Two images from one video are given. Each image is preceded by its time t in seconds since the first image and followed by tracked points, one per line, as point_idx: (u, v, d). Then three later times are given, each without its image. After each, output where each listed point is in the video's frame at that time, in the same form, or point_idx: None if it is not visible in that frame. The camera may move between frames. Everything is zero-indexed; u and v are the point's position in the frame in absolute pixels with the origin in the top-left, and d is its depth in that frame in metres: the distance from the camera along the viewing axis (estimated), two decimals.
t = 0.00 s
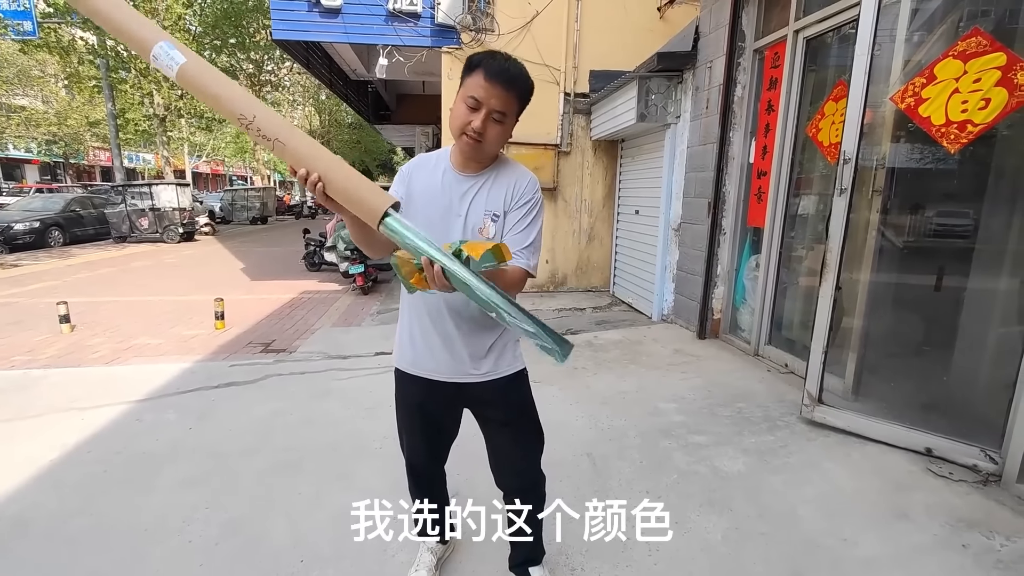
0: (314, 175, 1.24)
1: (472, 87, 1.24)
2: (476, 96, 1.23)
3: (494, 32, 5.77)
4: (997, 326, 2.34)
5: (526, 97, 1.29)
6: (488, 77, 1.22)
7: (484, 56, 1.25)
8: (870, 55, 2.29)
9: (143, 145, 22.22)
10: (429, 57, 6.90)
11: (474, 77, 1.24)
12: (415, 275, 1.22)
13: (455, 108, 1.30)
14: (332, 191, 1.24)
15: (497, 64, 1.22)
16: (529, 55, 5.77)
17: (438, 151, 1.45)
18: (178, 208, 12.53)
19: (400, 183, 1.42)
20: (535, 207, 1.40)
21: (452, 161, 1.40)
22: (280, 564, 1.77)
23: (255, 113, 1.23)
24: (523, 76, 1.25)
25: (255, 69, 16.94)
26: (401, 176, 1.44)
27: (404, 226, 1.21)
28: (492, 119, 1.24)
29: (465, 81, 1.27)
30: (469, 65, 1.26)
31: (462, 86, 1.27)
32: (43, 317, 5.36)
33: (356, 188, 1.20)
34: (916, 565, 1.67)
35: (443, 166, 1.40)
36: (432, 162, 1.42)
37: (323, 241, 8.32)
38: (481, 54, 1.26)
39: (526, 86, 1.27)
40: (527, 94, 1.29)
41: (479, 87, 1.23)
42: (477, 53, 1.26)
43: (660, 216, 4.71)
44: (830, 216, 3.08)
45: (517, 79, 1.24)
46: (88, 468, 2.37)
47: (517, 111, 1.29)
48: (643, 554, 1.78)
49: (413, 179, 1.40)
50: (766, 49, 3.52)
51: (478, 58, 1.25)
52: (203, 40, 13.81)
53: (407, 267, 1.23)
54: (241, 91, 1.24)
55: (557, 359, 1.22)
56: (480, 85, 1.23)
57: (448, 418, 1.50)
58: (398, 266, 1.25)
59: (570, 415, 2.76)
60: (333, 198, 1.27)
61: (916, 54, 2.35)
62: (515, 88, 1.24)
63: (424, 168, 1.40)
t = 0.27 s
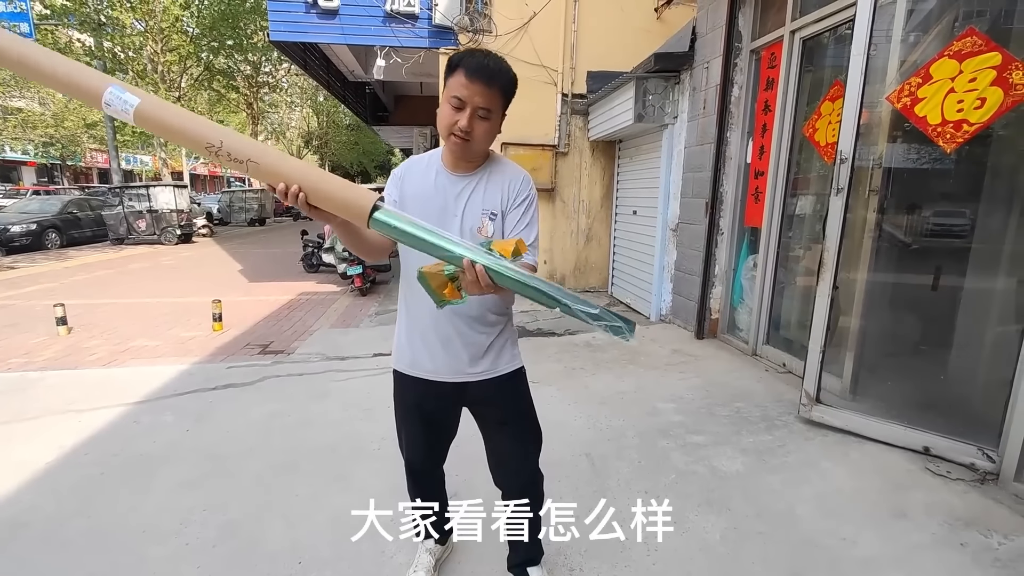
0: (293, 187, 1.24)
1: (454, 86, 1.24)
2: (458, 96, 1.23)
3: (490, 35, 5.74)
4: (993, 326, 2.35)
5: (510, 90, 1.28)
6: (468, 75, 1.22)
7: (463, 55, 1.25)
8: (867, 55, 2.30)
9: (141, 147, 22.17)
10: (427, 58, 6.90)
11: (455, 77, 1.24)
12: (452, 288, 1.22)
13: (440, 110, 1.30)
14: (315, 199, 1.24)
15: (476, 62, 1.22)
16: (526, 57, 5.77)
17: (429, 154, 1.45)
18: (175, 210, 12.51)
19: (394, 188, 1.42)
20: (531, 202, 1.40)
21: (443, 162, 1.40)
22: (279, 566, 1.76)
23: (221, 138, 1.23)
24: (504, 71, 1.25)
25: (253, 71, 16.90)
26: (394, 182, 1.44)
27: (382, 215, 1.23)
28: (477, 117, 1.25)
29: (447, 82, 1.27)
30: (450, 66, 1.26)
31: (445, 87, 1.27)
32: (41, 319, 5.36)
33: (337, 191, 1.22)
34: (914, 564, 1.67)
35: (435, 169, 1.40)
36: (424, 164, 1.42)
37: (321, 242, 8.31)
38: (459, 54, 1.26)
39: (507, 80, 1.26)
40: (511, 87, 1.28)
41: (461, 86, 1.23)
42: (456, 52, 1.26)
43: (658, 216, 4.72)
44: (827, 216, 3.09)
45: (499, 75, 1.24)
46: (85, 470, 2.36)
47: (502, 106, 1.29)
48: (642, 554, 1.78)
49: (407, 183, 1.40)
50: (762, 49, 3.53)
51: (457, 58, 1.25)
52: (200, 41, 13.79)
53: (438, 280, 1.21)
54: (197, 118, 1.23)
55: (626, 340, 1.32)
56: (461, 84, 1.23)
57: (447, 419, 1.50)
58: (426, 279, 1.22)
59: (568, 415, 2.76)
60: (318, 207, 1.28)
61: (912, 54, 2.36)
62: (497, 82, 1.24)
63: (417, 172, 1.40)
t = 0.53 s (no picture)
0: (268, 198, 1.24)
1: (440, 86, 1.25)
2: (445, 95, 1.24)
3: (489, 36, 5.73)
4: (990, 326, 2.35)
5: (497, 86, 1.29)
6: (452, 74, 1.23)
7: (446, 55, 1.26)
8: (863, 56, 2.31)
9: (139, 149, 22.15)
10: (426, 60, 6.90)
11: (440, 77, 1.25)
12: (492, 285, 1.26)
13: (429, 111, 1.31)
14: (291, 205, 1.24)
15: (460, 60, 1.23)
16: (525, 58, 5.78)
17: (420, 155, 1.45)
18: (174, 212, 12.50)
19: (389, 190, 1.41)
20: (529, 199, 1.42)
21: (436, 162, 1.40)
22: (277, 568, 1.76)
23: (191, 161, 1.25)
24: (488, 66, 1.26)
25: (251, 73, 16.89)
26: (387, 184, 1.43)
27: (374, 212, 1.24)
28: (465, 114, 1.25)
29: (433, 83, 1.28)
30: (434, 67, 1.27)
31: (432, 88, 1.28)
32: (39, 321, 5.35)
33: (311, 194, 1.22)
34: (913, 563, 1.67)
35: (431, 170, 1.39)
36: (418, 165, 1.41)
37: (320, 244, 8.31)
38: (442, 55, 1.27)
39: (493, 75, 1.27)
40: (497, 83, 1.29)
41: (446, 85, 1.23)
42: (439, 53, 1.27)
43: (657, 217, 4.72)
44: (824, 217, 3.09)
45: (483, 72, 1.25)
46: (83, 472, 2.36)
47: (490, 103, 1.29)
48: (641, 554, 1.78)
49: (402, 185, 1.40)
50: (760, 50, 3.54)
51: (440, 59, 1.26)
52: (199, 43, 13.80)
53: (478, 276, 1.24)
54: (166, 147, 1.25)
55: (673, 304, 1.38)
56: (446, 84, 1.24)
57: (447, 419, 1.50)
58: (465, 279, 1.25)
59: (567, 416, 2.76)
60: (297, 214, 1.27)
61: (909, 56, 2.37)
62: (482, 78, 1.24)
63: (412, 173, 1.40)
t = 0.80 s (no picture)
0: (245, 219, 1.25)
1: (419, 92, 1.26)
2: (424, 100, 1.26)
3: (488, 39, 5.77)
4: (987, 326, 2.36)
5: (477, 84, 1.29)
6: (428, 77, 1.24)
7: (423, 61, 1.27)
8: (859, 59, 2.32)
9: (137, 152, 22.14)
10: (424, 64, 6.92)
11: (418, 83, 1.27)
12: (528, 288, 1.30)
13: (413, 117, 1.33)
14: (269, 223, 1.25)
15: (435, 63, 1.24)
16: (523, 61, 5.80)
17: (409, 160, 1.45)
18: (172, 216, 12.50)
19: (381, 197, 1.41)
20: (524, 199, 1.43)
21: (427, 165, 1.40)
22: (277, 572, 1.76)
23: (161, 193, 1.25)
24: (464, 66, 1.26)
25: (250, 77, 16.90)
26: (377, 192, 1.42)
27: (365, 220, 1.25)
28: (446, 116, 1.26)
29: (413, 89, 1.30)
30: (413, 74, 1.29)
31: (413, 94, 1.30)
32: (37, 326, 5.34)
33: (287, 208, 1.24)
34: (912, 564, 1.68)
35: (423, 174, 1.40)
36: (409, 170, 1.41)
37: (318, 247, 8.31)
38: (419, 61, 1.28)
39: (470, 74, 1.27)
40: (477, 81, 1.29)
41: (424, 89, 1.25)
42: (416, 59, 1.29)
43: (656, 220, 4.73)
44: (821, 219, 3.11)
45: (460, 72, 1.25)
46: (82, 477, 2.35)
47: (471, 103, 1.29)
48: (640, 557, 1.78)
49: (394, 190, 1.40)
50: (756, 53, 3.56)
51: (416, 65, 1.28)
52: (196, 46, 13.85)
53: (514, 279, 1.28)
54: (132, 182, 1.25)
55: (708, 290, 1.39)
56: (424, 88, 1.25)
57: (447, 421, 1.50)
58: (503, 283, 1.30)
59: (566, 419, 2.76)
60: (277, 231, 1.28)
61: (904, 58, 2.39)
62: (458, 78, 1.25)
63: (404, 178, 1.40)
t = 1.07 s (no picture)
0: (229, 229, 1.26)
1: (410, 97, 1.28)
2: (415, 104, 1.27)
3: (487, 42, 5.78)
4: (985, 327, 2.35)
5: (467, 85, 1.29)
6: (417, 81, 1.25)
7: (413, 66, 1.28)
8: (856, 61, 2.32)
9: (137, 155, 22.13)
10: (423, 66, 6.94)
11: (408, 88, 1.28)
12: (542, 293, 1.43)
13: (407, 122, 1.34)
14: (253, 232, 1.26)
15: (424, 67, 1.25)
16: (521, 64, 5.82)
17: (403, 164, 1.46)
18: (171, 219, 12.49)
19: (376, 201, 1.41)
20: (520, 202, 1.44)
21: (421, 168, 1.40)
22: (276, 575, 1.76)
23: (136, 210, 1.23)
24: (453, 68, 1.27)
25: (249, 80, 16.92)
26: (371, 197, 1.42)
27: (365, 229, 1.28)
28: (437, 119, 1.27)
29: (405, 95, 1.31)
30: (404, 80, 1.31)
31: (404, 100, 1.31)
32: (36, 329, 5.33)
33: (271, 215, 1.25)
34: (911, 565, 1.68)
35: (418, 178, 1.40)
36: (404, 175, 1.41)
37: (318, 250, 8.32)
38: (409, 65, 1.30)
39: (459, 75, 1.28)
40: (467, 82, 1.29)
41: (415, 94, 1.26)
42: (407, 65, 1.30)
43: (655, 222, 4.73)
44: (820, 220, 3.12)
45: (449, 74, 1.26)
46: (80, 481, 2.35)
47: (463, 105, 1.30)
48: (640, 559, 1.78)
49: (390, 195, 1.40)
50: (754, 56, 3.58)
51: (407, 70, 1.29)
52: (195, 50, 13.94)
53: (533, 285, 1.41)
54: (106, 199, 1.23)
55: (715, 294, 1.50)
56: (414, 92, 1.26)
57: (446, 423, 1.50)
58: (520, 289, 1.43)
59: (565, 421, 2.76)
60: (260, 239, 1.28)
61: (901, 59, 2.40)
62: (447, 80, 1.25)
63: (399, 183, 1.40)
